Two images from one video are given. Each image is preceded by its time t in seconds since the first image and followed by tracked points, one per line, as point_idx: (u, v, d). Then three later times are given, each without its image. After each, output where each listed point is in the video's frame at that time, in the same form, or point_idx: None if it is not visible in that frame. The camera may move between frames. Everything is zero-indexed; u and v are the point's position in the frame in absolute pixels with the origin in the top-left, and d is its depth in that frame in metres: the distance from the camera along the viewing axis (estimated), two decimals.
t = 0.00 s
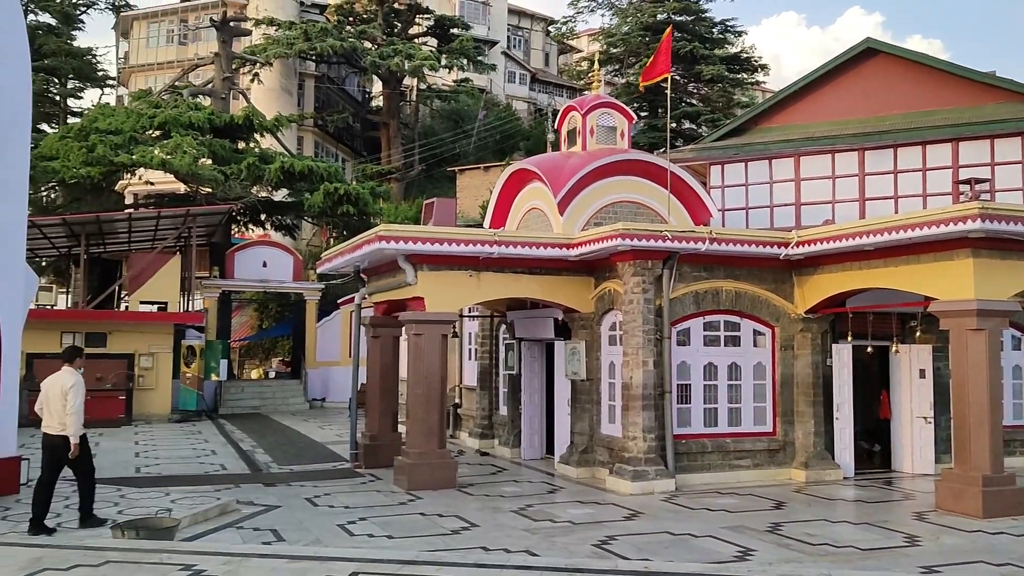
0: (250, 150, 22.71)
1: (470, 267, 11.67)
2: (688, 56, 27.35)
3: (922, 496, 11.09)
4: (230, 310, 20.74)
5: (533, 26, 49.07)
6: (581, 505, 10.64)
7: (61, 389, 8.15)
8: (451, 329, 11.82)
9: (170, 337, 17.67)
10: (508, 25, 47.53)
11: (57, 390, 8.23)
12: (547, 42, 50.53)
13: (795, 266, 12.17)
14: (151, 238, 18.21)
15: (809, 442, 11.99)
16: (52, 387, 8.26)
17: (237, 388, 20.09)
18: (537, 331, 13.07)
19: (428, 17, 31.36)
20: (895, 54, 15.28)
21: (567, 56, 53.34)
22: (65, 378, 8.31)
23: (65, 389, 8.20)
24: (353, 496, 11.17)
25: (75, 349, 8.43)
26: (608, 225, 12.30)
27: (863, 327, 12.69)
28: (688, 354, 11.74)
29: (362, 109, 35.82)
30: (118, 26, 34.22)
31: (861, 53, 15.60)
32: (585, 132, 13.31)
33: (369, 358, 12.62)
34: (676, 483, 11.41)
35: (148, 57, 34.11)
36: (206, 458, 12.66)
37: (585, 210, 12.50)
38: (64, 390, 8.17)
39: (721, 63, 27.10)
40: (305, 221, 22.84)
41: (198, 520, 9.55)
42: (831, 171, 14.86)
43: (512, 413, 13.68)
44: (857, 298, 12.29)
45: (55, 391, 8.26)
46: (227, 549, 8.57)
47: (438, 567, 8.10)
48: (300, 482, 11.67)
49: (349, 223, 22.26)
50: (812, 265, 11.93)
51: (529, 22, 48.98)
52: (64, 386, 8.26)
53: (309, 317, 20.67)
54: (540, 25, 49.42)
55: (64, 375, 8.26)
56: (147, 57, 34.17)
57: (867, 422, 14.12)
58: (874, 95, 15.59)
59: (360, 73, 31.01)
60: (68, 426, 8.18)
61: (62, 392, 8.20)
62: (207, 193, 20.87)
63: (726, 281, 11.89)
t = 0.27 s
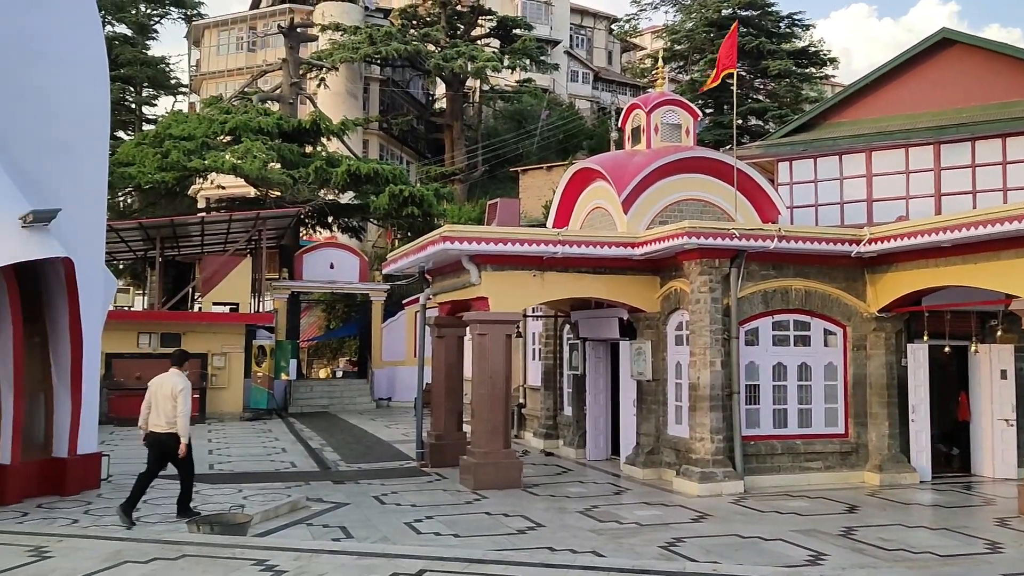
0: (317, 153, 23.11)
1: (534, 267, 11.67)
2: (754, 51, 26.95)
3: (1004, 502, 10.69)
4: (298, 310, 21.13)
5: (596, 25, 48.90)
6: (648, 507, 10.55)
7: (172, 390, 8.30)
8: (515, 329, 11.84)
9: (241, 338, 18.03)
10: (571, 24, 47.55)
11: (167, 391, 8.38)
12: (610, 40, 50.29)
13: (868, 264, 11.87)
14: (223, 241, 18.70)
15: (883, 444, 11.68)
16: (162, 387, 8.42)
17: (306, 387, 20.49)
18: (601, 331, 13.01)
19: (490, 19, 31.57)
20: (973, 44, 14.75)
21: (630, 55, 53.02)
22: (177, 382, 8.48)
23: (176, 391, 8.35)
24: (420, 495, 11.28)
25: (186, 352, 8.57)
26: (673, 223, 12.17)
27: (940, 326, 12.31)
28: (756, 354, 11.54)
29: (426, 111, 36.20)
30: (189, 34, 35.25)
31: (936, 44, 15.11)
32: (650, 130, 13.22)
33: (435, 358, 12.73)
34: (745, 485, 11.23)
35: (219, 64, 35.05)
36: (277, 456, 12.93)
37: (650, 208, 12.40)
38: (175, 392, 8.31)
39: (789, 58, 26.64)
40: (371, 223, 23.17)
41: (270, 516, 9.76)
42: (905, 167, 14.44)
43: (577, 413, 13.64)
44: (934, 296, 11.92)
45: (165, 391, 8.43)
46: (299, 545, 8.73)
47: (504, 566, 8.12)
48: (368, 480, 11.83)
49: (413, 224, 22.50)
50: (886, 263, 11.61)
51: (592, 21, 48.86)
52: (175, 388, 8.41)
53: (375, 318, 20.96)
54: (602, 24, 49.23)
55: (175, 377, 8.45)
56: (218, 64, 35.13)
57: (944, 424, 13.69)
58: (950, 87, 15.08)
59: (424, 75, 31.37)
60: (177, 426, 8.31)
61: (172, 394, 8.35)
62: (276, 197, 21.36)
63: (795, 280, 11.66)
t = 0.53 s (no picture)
0: (379, 157, 23.32)
1: (595, 268, 11.61)
2: (820, 46, 26.44)
3: None
4: (362, 311, 21.40)
5: (657, 24, 48.55)
6: (713, 510, 10.39)
7: (269, 384, 8.75)
8: (576, 330, 11.79)
9: (307, 338, 18.32)
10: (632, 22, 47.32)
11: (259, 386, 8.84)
12: (671, 38, 49.82)
13: (941, 263, 11.51)
14: (289, 243, 19.05)
15: (959, 449, 11.31)
16: (256, 381, 8.76)
17: (369, 387, 20.76)
18: (664, 332, 12.87)
19: (550, 19, 31.64)
20: None
21: (692, 52, 52.50)
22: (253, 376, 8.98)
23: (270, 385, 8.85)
24: (482, 495, 11.30)
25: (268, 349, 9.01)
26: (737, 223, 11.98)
27: (1019, 326, 11.86)
28: (824, 356, 11.27)
29: (486, 113, 36.41)
30: (256, 42, 36.10)
31: (1013, 34, 14.53)
32: (712, 128, 13.05)
33: (496, 359, 12.76)
34: (814, 489, 10.97)
35: (283, 70, 35.81)
36: (342, 455, 13.12)
37: (714, 207, 12.24)
38: (273, 386, 8.76)
39: (856, 52, 26.06)
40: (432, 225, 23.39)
41: (336, 514, 9.90)
42: (980, 162, 13.95)
43: (639, 415, 13.53)
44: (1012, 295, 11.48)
45: (253, 385, 8.82)
46: (363, 543, 8.83)
47: (567, 567, 8.08)
48: (431, 479, 11.91)
49: (474, 226, 22.64)
50: (961, 262, 11.24)
51: (653, 19, 48.56)
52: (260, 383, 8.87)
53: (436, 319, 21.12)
54: (664, 22, 48.84)
55: (263, 371, 8.92)
56: (283, 70, 35.88)
57: None
58: None
59: (485, 77, 31.57)
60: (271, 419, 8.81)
61: (266, 389, 8.80)
62: (340, 200, 21.74)
63: (865, 279, 11.36)
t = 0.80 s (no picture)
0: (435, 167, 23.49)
1: (653, 275, 11.51)
2: (883, 48, 25.90)
3: None
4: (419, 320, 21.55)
5: (713, 29, 48.13)
6: (776, 522, 10.18)
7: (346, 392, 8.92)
8: (634, 339, 11.70)
9: (366, 347, 18.61)
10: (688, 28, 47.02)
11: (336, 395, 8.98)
12: (728, 43, 49.34)
13: (1014, 269, 11.13)
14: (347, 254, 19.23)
15: None
16: (331, 392, 8.83)
17: (427, 395, 20.92)
18: (724, 341, 12.70)
19: (605, 27, 31.74)
20: None
21: (749, 57, 51.87)
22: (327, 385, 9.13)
23: (347, 394, 8.97)
24: (540, 504, 11.27)
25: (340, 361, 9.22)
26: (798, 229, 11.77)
27: None
28: (891, 365, 10.98)
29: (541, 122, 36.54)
30: (314, 56, 36.83)
31: None
32: (772, 134, 12.87)
33: (552, 368, 12.74)
34: (881, 502, 10.68)
35: (341, 83, 36.46)
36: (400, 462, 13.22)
37: (774, 214, 12.05)
38: (349, 394, 8.94)
39: (922, 53, 25.46)
40: (488, 234, 23.49)
41: (395, 521, 9.97)
42: None
43: (699, 425, 13.36)
44: None
45: (329, 394, 8.96)
46: (423, 550, 8.87)
47: None
48: (488, 488, 11.93)
49: (530, 234, 22.69)
50: None
51: (709, 25, 48.16)
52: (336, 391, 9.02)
53: (492, 327, 21.18)
54: (720, 27, 48.39)
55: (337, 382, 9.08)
56: (341, 84, 36.54)
57: None
58: None
59: (540, 86, 31.69)
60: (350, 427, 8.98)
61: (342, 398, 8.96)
62: (397, 210, 22.02)
63: (933, 286, 11.05)
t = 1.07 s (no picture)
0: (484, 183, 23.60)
1: (704, 291, 11.39)
2: (940, 59, 25.42)
3: None
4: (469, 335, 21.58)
5: (764, 42, 47.73)
6: (833, 543, 9.95)
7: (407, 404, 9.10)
8: (685, 355, 11.58)
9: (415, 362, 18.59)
10: (738, 42, 46.73)
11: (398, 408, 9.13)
12: (780, 56, 48.89)
13: None
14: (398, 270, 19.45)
15: None
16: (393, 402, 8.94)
17: (476, 410, 20.96)
18: (778, 357, 12.50)
19: (655, 42, 31.96)
20: None
21: (801, 70, 51.31)
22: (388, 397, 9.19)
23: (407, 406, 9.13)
24: (590, 521, 11.18)
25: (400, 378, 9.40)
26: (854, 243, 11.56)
27: None
28: (953, 383, 10.69)
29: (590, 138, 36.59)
30: (366, 75, 37.45)
31: None
32: (825, 147, 12.69)
33: (602, 383, 12.66)
34: (943, 524, 10.37)
35: (392, 102, 36.96)
36: (450, 477, 13.25)
37: (828, 228, 11.85)
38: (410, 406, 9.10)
39: (980, 64, 24.92)
40: (537, 249, 23.52)
41: (445, 537, 9.96)
42: None
43: (752, 443, 13.17)
44: None
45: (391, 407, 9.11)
46: (473, 566, 8.85)
47: None
48: (538, 504, 11.87)
49: (579, 250, 22.67)
50: None
51: (760, 38, 47.79)
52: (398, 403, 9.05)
53: (541, 343, 21.13)
54: (771, 40, 47.98)
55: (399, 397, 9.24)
56: (392, 102, 37.05)
57: None
58: None
59: (588, 101, 31.74)
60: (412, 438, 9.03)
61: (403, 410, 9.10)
62: (446, 226, 22.19)
63: (995, 302, 10.76)
